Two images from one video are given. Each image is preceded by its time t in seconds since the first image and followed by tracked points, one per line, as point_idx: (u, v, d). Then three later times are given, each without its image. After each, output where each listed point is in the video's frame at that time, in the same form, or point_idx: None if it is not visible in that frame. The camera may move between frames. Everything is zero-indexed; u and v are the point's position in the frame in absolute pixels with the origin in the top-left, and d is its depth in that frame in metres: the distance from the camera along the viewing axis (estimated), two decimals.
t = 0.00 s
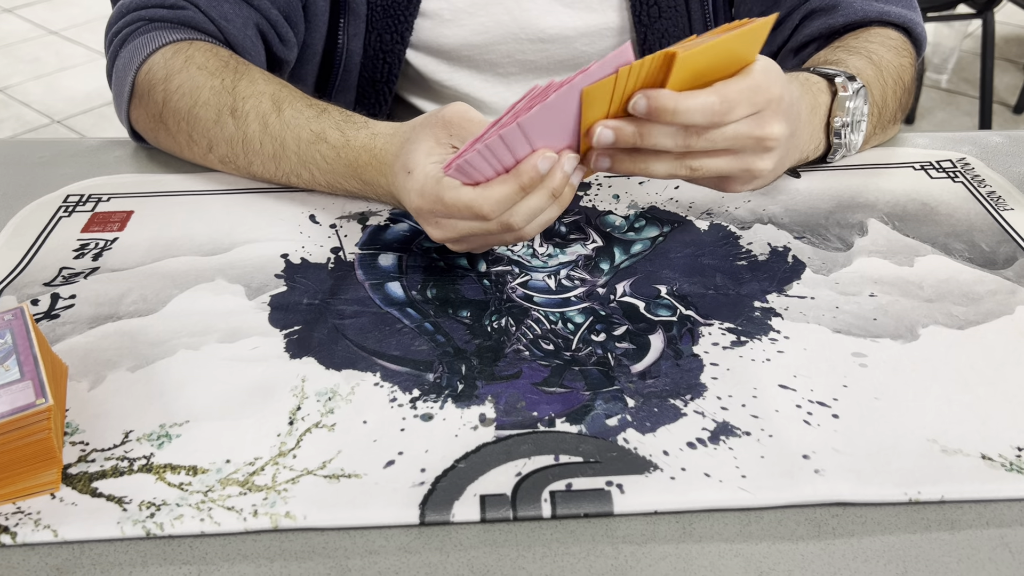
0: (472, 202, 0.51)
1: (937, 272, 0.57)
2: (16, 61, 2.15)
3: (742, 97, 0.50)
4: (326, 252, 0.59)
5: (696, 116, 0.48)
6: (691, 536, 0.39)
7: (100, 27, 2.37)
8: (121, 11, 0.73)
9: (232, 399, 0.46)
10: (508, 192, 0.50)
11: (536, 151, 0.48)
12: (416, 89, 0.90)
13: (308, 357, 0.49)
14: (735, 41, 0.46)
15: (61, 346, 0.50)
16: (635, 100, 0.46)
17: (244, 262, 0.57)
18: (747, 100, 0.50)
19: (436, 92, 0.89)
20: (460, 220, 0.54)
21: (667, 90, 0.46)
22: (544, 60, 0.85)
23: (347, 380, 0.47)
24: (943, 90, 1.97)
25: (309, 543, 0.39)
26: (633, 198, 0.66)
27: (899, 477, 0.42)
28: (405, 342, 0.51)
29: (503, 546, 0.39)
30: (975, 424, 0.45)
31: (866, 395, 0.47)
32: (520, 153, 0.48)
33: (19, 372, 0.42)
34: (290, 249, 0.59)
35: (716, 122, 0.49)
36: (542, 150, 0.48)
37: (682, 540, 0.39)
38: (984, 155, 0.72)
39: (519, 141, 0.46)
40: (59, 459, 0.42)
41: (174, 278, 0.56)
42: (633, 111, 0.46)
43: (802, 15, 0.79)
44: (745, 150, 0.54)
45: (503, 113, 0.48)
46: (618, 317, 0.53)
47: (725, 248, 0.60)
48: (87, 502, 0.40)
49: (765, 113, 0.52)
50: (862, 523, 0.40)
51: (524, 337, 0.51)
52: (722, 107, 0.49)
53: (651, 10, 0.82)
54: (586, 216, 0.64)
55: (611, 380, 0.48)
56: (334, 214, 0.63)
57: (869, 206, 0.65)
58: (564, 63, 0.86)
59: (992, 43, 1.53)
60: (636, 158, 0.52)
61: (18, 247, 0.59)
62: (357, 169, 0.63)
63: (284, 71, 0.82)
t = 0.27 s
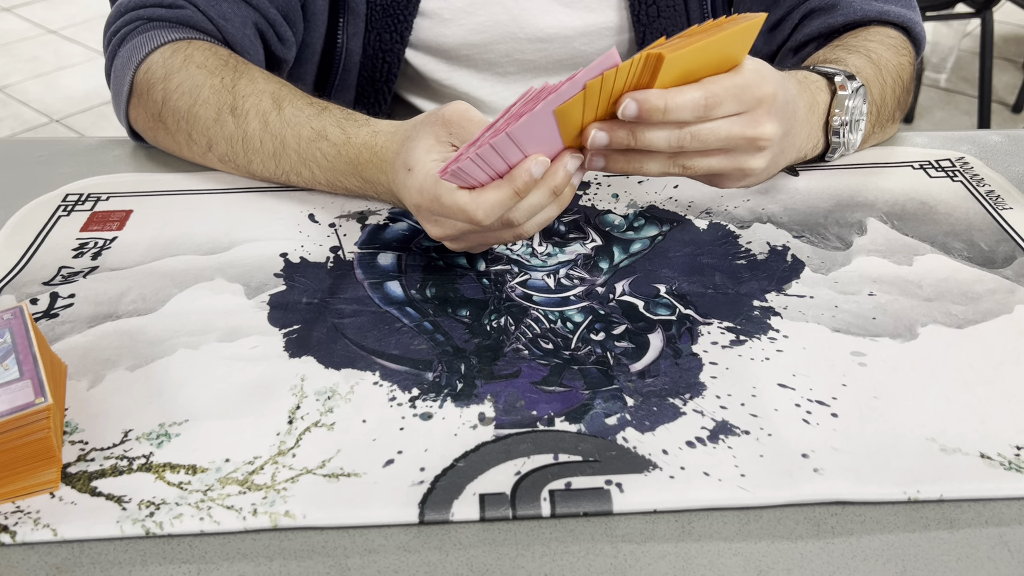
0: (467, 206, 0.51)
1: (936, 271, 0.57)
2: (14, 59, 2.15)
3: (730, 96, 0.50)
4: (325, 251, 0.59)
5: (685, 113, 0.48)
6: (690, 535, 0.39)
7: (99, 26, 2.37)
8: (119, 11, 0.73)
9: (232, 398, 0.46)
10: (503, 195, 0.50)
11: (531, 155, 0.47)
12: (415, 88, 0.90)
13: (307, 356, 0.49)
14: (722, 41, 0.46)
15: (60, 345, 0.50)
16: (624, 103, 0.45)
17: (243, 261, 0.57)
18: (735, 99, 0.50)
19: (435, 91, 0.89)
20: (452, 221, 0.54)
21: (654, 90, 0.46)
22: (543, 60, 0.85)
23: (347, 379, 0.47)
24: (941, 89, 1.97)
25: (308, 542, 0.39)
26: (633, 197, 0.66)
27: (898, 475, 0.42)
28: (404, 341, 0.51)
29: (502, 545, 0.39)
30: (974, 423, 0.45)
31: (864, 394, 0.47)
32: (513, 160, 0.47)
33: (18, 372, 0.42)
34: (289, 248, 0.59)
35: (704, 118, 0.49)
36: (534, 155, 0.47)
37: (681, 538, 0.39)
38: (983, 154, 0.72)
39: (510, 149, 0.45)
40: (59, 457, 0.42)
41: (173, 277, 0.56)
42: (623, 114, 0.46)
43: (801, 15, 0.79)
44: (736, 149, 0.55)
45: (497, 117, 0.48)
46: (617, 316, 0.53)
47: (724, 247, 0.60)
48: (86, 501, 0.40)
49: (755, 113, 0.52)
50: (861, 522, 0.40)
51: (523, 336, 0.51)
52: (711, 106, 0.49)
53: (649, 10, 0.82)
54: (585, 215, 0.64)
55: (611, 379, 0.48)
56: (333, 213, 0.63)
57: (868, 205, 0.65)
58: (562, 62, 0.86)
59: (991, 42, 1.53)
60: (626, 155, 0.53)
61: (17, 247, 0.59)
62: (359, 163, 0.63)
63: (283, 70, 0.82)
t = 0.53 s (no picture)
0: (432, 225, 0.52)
1: (935, 270, 0.57)
2: (13, 58, 2.14)
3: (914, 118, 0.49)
4: (324, 250, 0.59)
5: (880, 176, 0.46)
6: (689, 533, 0.39)
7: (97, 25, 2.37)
8: (117, 9, 0.73)
9: (230, 398, 0.46)
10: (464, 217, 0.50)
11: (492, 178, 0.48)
12: (414, 87, 0.90)
13: (305, 355, 0.49)
14: (800, 182, 0.46)
15: (58, 344, 0.50)
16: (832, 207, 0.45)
17: (242, 260, 0.57)
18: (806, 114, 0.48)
19: (434, 90, 0.89)
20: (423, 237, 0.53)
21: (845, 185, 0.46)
22: (541, 58, 0.85)
23: (346, 378, 0.47)
24: (940, 88, 1.97)
25: (308, 541, 0.39)
26: (632, 196, 0.66)
27: (897, 474, 0.42)
28: (403, 340, 0.50)
29: (502, 544, 0.39)
30: (973, 422, 0.45)
31: (864, 392, 0.47)
32: (473, 183, 0.48)
33: (16, 370, 0.42)
34: (288, 247, 0.59)
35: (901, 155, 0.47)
36: (495, 179, 0.47)
37: (680, 537, 0.39)
38: (981, 153, 0.72)
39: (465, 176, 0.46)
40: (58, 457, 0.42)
41: (172, 276, 0.56)
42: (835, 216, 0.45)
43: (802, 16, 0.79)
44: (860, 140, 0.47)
45: (456, 141, 0.48)
46: (616, 315, 0.53)
47: (723, 245, 0.60)
48: (85, 500, 0.40)
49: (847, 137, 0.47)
50: (860, 521, 0.40)
51: (522, 335, 0.51)
52: (865, 127, 0.47)
53: (646, 13, 0.82)
54: (584, 214, 0.64)
55: (610, 378, 0.48)
56: (332, 212, 0.63)
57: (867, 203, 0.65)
58: (561, 61, 0.86)
59: (989, 42, 1.53)
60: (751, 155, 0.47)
61: (15, 246, 0.59)
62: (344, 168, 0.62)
63: (280, 69, 0.82)
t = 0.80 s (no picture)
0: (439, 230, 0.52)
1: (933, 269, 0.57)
2: (11, 57, 2.14)
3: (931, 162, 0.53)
4: (322, 248, 0.59)
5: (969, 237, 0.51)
6: (687, 532, 0.39)
7: (95, 23, 2.36)
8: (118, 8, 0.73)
9: (229, 397, 0.46)
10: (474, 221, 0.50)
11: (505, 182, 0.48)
12: (413, 85, 0.90)
13: (304, 354, 0.49)
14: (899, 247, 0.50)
15: (57, 343, 0.50)
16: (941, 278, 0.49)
17: (240, 259, 0.57)
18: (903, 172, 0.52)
19: (433, 88, 0.89)
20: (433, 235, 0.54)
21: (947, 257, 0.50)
22: (540, 57, 0.85)
23: (344, 377, 0.47)
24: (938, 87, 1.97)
25: (306, 540, 0.39)
26: (631, 195, 0.66)
27: (895, 473, 0.42)
28: (402, 339, 0.51)
29: (500, 543, 0.39)
30: (972, 420, 0.45)
31: (862, 391, 0.47)
32: (485, 185, 0.48)
33: (15, 369, 0.42)
34: (287, 246, 0.59)
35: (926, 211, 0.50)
36: (508, 180, 0.48)
37: (679, 536, 0.39)
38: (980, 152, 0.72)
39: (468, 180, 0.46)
40: (56, 455, 0.42)
41: (170, 274, 0.56)
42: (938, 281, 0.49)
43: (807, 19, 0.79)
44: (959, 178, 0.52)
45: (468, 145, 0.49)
46: (614, 313, 0.53)
47: (722, 244, 0.60)
48: (84, 499, 0.40)
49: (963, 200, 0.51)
50: (859, 519, 0.40)
51: (520, 333, 0.51)
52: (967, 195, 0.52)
53: (646, 11, 0.82)
54: (583, 213, 0.64)
55: (608, 377, 0.48)
56: (330, 211, 0.63)
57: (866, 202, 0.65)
58: (560, 60, 0.86)
59: (988, 42, 1.53)
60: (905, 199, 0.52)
61: (13, 244, 0.59)
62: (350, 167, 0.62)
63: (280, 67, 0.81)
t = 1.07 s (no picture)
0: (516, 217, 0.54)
1: (933, 267, 0.57)
2: (10, 54, 2.14)
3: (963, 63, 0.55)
4: (321, 246, 0.59)
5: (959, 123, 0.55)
6: (686, 531, 0.39)
7: (94, 21, 2.36)
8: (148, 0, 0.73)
9: (228, 394, 0.46)
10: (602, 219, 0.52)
11: (644, 184, 0.47)
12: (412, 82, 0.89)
13: (302, 352, 0.49)
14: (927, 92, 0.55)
15: (55, 341, 0.49)
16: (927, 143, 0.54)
17: (239, 256, 0.57)
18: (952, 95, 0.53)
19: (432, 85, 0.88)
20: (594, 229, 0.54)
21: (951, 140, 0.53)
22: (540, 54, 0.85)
23: (343, 375, 0.47)
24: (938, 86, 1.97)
25: (305, 538, 0.39)
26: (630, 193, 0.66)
27: (894, 472, 0.42)
28: (401, 337, 0.50)
29: (498, 542, 0.39)
30: (971, 419, 0.45)
31: (861, 390, 0.47)
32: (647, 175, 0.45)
33: (11, 367, 0.41)
34: (285, 243, 0.59)
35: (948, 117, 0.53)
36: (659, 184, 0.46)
37: (677, 534, 0.39)
38: (980, 150, 0.72)
39: (691, 200, 0.44)
40: (54, 453, 0.42)
41: (169, 272, 0.55)
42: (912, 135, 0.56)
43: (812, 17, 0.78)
44: None
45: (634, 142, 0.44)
46: (613, 312, 0.53)
47: (721, 243, 0.60)
48: (81, 497, 0.40)
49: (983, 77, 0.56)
50: (858, 518, 0.40)
51: (519, 332, 0.51)
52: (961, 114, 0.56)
53: (646, 6, 0.82)
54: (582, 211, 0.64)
55: (607, 375, 0.48)
56: (329, 208, 0.63)
57: (865, 200, 0.65)
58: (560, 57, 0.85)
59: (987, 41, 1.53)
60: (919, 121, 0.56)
61: (11, 242, 0.58)
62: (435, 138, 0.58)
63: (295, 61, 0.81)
